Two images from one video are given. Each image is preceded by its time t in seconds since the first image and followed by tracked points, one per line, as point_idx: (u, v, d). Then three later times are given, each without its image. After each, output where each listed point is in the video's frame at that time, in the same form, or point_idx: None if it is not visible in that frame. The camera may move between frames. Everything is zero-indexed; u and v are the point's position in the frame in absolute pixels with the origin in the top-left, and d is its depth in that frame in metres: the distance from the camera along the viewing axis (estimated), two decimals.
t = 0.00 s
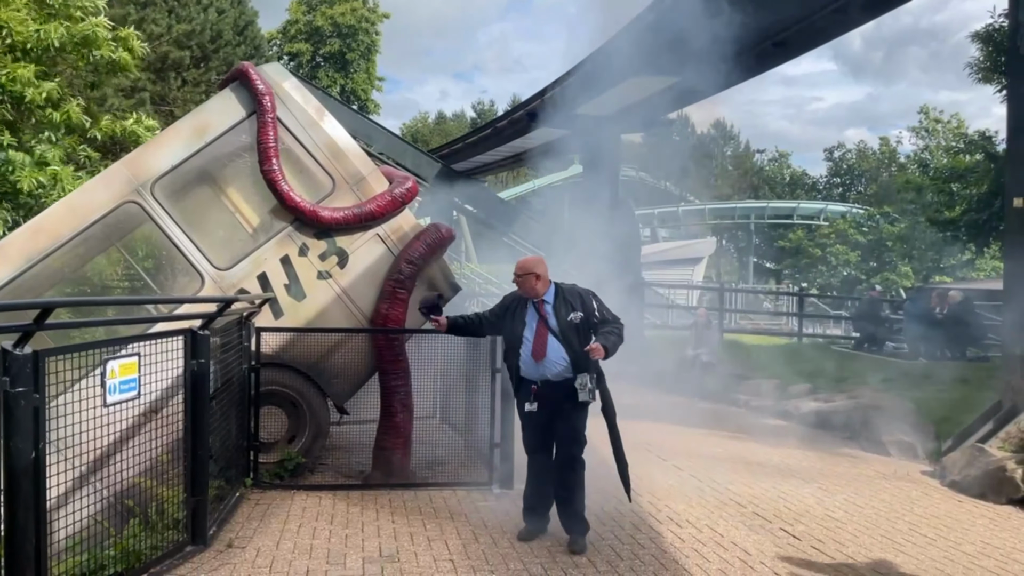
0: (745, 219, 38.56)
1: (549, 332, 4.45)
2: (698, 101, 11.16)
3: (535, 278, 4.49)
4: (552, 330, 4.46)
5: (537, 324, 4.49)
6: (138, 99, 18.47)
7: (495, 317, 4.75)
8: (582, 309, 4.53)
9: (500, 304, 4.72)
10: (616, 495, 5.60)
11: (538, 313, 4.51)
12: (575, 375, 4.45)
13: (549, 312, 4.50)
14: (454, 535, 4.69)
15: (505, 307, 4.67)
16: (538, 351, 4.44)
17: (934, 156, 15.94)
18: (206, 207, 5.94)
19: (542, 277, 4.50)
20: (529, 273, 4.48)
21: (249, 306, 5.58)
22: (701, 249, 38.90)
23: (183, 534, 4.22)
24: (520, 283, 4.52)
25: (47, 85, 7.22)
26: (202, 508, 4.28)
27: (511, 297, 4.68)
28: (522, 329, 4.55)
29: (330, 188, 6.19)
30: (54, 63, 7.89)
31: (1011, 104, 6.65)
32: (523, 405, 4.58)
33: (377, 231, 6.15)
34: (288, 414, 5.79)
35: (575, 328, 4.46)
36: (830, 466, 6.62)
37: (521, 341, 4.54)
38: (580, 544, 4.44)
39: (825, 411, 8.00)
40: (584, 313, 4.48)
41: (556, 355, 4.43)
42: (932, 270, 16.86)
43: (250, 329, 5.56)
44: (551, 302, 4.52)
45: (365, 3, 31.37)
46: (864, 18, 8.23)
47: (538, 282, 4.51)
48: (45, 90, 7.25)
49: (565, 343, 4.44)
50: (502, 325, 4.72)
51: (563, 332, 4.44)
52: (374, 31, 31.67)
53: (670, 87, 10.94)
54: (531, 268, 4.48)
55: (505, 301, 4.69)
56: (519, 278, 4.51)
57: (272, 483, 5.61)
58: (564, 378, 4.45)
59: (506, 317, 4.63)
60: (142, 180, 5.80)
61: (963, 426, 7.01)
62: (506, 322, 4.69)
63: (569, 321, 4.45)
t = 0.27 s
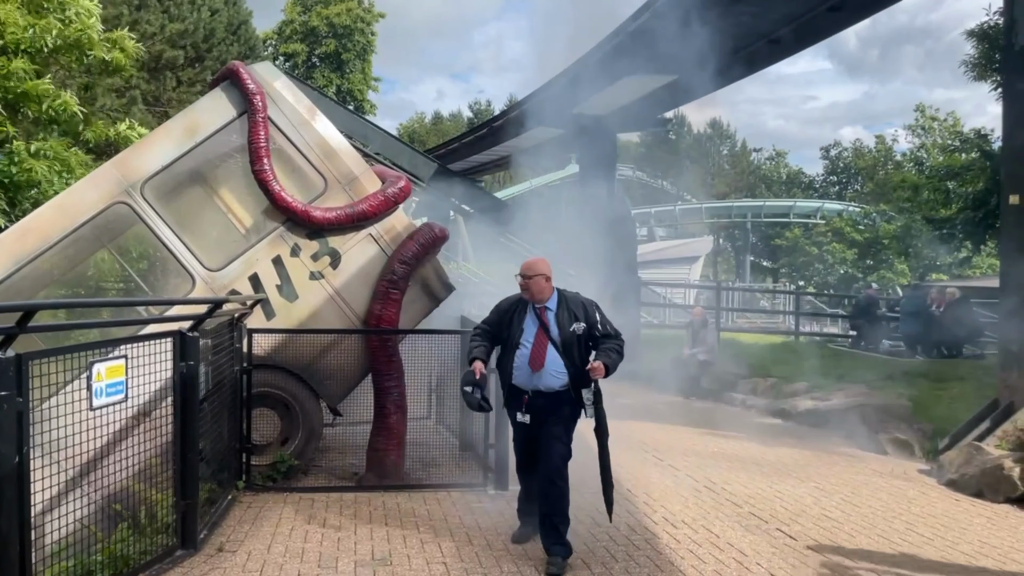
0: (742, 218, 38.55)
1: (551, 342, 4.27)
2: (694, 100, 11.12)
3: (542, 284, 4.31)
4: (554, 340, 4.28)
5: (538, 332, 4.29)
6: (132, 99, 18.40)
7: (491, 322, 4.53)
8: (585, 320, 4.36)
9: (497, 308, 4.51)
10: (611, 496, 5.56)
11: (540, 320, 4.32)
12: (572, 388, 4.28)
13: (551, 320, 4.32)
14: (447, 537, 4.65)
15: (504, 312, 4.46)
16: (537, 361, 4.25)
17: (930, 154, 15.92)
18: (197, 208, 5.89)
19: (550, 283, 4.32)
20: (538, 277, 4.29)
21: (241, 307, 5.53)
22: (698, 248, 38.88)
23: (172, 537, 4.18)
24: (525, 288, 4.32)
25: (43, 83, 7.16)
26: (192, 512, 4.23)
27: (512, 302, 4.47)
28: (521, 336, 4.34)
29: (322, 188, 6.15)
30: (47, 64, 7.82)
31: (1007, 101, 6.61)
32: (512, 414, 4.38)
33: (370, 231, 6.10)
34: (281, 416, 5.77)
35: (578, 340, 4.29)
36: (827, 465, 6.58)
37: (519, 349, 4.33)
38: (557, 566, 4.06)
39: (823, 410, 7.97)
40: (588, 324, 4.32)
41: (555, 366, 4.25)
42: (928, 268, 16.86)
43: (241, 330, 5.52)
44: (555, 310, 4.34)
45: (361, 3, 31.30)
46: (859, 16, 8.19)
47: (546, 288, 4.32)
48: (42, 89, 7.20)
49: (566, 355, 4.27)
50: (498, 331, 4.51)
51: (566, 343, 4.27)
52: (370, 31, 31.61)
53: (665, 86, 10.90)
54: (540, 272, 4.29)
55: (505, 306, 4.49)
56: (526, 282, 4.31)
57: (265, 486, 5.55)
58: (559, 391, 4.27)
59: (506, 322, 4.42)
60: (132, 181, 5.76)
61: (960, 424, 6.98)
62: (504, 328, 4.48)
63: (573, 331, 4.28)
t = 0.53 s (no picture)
0: (740, 217, 38.54)
1: (557, 334, 4.12)
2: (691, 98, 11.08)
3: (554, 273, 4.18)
4: (561, 332, 4.13)
5: (544, 323, 4.14)
6: (127, 100, 18.31)
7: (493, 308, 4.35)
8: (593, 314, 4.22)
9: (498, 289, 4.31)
10: (609, 497, 5.53)
11: (546, 310, 4.17)
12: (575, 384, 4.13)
13: (558, 311, 4.17)
14: (444, 539, 4.61)
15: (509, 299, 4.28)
16: (542, 353, 4.09)
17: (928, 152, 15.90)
18: (190, 208, 5.85)
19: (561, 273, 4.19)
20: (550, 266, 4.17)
21: (235, 308, 5.49)
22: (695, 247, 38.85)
23: (166, 541, 4.12)
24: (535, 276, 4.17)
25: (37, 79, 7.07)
26: (185, 515, 4.18)
27: (518, 289, 4.30)
28: (526, 326, 4.18)
29: (317, 187, 6.11)
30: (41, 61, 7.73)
31: (1005, 97, 6.58)
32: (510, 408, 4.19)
33: (365, 231, 6.06)
34: (276, 418, 5.71)
35: (585, 334, 4.15)
36: (826, 464, 6.55)
37: (523, 340, 4.16)
38: (556, 568, 4.01)
39: (822, 408, 7.92)
40: (596, 318, 4.18)
41: (560, 360, 4.10)
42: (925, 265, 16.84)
43: (235, 332, 5.47)
44: (563, 301, 4.19)
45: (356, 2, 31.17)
46: (856, 12, 8.14)
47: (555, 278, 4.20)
48: (36, 85, 7.10)
49: (571, 348, 4.12)
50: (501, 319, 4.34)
51: (573, 336, 4.13)
52: (366, 31, 31.54)
53: (662, 84, 10.86)
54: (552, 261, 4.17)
55: (510, 293, 4.30)
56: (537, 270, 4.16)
57: (260, 488, 5.51)
58: (563, 387, 4.11)
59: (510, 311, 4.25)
60: (125, 181, 5.71)
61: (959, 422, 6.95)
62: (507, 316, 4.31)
63: (580, 324, 4.14)
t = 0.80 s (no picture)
0: (737, 216, 38.57)
1: (558, 336, 3.98)
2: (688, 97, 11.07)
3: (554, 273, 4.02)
4: (563, 335, 4.00)
5: (545, 325, 3.98)
6: (124, 101, 18.28)
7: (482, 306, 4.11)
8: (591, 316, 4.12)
9: (486, 269, 4.06)
10: (608, 496, 5.51)
11: (545, 312, 4.01)
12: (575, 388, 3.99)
13: (557, 313, 4.03)
14: (443, 540, 4.60)
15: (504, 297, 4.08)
16: (544, 357, 3.92)
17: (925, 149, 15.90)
18: (187, 208, 5.83)
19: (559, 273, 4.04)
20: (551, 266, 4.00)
21: (232, 308, 5.48)
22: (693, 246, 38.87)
23: (163, 544, 4.11)
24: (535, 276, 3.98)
25: (32, 79, 7.02)
26: (183, 516, 4.17)
27: (513, 288, 4.12)
28: (525, 329, 3.99)
29: (313, 187, 6.09)
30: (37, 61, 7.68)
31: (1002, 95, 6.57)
32: (510, 416, 3.97)
33: (362, 231, 6.04)
34: (274, 419, 5.69)
35: (586, 337, 4.05)
36: (825, 463, 6.54)
37: (523, 344, 3.98)
38: (556, 569, 4.01)
39: (820, 406, 7.91)
40: (596, 319, 4.08)
41: (563, 364, 3.95)
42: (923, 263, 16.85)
43: (233, 333, 5.45)
44: (563, 302, 4.07)
45: (353, 2, 31.12)
46: (853, 11, 8.13)
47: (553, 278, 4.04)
48: (32, 85, 7.05)
49: (573, 351, 3.99)
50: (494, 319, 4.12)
51: (575, 339, 4.00)
52: (362, 31, 31.48)
53: (659, 83, 10.85)
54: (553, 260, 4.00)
55: (505, 292, 4.11)
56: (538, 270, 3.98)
57: (258, 490, 5.49)
58: (564, 392, 3.96)
59: (506, 311, 4.05)
60: (120, 182, 5.69)
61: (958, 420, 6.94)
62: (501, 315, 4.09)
63: (581, 327, 4.03)
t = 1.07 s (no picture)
0: (737, 215, 38.57)
1: (549, 346, 3.80)
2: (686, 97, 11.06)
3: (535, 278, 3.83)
4: (554, 342, 3.83)
5: (534, 335, 3.80)
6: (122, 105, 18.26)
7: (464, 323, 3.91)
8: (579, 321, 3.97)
9: (469, 279, 3.85)
10: (608, 497, 5.50)
11: (533, 321, 3.83)
12: (571, 397, 3.83)
13: (545, 321, 3.86)
14: (444, 542, 4.59)
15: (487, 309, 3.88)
16: (538, 369, 3.72)
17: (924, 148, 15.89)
18: (185, 211, 5.82)
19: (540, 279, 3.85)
20: (530, 272, 3.81)
21: (231, 311, 5.46)
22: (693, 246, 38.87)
23: (162, 547, 4.10)
24: (515, 284, 3.80)
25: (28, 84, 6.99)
26: (182, 520, 4.16)
27: (496, 298, 3.92)
28: (515, 340, 3.80)
29: (312, 189, 6.08)
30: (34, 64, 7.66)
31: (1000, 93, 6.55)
32: (506, 431, 3.75)
33: (361, 232, 6.03)
34: (273, 421, 5.67)
35: (577, 343, 3.89)
36: (826, 462, 6.53)
37: (514, 356, 3.79)
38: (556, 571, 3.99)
39: (821, 406, 7.90)
40: (585, 323, 3.93)
41: (558, 375, 3.77)
42: (923, 261, 16.86)
43: (231, 335, 5.44)
44: (549, 309, 3.89)
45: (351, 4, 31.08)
46: (851, 10, 8.12)
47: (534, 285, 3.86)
48: (27, 91, 7.02)
49: (566, 359, 3.83)
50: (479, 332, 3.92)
51: (566, 346, 3.84)
52: (361, 32, 31.44)
53: (657, 83, 10.83)
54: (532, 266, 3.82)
55: (487, 302, 3.91)
56: (517, 277, 3.80)
57: (258, 492, 5.48)
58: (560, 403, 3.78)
59: (492, 323, 3.84)
60: (119, 185, 5.68)
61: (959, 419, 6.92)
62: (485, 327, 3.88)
63: (571, 333, 3.87)
